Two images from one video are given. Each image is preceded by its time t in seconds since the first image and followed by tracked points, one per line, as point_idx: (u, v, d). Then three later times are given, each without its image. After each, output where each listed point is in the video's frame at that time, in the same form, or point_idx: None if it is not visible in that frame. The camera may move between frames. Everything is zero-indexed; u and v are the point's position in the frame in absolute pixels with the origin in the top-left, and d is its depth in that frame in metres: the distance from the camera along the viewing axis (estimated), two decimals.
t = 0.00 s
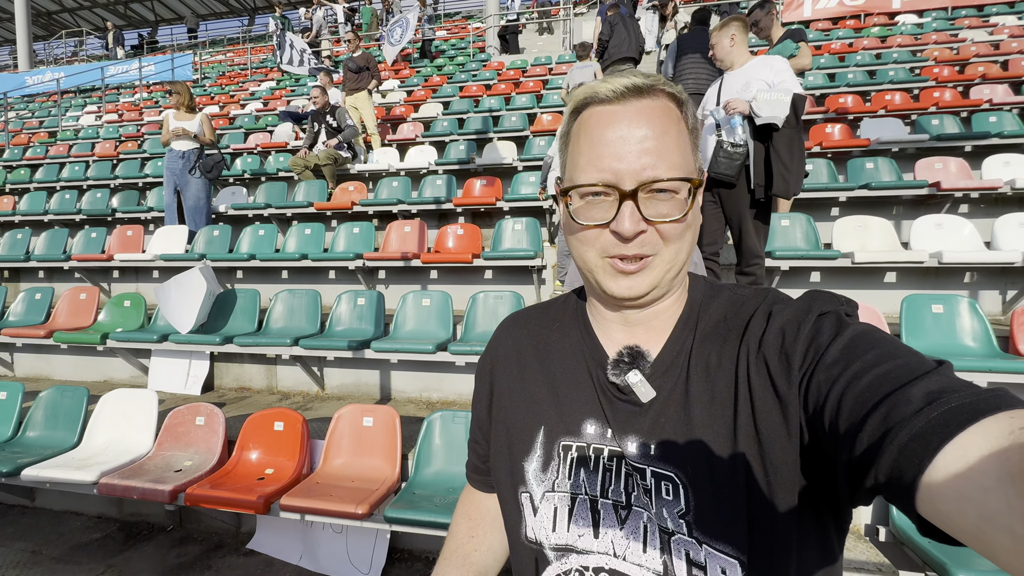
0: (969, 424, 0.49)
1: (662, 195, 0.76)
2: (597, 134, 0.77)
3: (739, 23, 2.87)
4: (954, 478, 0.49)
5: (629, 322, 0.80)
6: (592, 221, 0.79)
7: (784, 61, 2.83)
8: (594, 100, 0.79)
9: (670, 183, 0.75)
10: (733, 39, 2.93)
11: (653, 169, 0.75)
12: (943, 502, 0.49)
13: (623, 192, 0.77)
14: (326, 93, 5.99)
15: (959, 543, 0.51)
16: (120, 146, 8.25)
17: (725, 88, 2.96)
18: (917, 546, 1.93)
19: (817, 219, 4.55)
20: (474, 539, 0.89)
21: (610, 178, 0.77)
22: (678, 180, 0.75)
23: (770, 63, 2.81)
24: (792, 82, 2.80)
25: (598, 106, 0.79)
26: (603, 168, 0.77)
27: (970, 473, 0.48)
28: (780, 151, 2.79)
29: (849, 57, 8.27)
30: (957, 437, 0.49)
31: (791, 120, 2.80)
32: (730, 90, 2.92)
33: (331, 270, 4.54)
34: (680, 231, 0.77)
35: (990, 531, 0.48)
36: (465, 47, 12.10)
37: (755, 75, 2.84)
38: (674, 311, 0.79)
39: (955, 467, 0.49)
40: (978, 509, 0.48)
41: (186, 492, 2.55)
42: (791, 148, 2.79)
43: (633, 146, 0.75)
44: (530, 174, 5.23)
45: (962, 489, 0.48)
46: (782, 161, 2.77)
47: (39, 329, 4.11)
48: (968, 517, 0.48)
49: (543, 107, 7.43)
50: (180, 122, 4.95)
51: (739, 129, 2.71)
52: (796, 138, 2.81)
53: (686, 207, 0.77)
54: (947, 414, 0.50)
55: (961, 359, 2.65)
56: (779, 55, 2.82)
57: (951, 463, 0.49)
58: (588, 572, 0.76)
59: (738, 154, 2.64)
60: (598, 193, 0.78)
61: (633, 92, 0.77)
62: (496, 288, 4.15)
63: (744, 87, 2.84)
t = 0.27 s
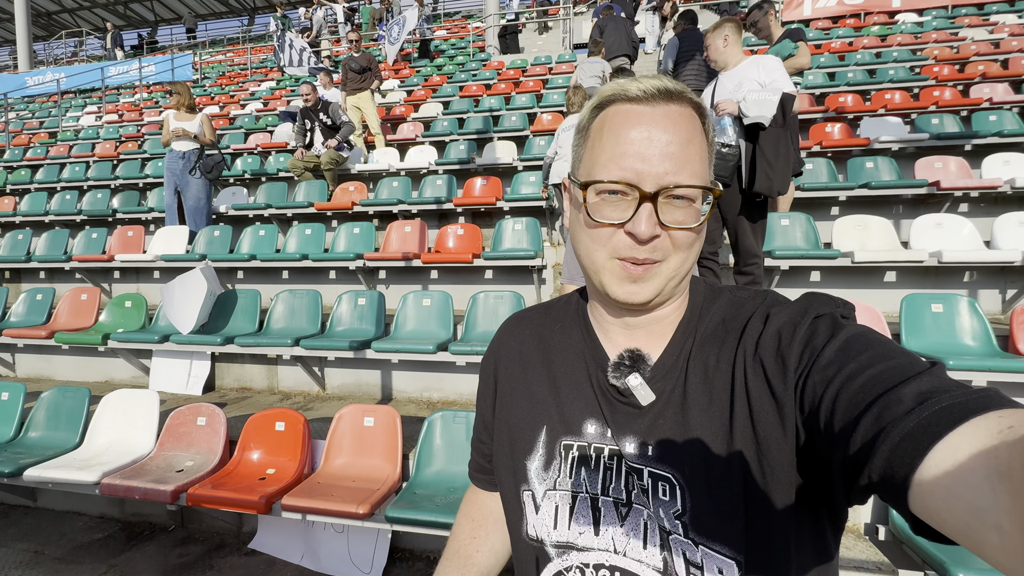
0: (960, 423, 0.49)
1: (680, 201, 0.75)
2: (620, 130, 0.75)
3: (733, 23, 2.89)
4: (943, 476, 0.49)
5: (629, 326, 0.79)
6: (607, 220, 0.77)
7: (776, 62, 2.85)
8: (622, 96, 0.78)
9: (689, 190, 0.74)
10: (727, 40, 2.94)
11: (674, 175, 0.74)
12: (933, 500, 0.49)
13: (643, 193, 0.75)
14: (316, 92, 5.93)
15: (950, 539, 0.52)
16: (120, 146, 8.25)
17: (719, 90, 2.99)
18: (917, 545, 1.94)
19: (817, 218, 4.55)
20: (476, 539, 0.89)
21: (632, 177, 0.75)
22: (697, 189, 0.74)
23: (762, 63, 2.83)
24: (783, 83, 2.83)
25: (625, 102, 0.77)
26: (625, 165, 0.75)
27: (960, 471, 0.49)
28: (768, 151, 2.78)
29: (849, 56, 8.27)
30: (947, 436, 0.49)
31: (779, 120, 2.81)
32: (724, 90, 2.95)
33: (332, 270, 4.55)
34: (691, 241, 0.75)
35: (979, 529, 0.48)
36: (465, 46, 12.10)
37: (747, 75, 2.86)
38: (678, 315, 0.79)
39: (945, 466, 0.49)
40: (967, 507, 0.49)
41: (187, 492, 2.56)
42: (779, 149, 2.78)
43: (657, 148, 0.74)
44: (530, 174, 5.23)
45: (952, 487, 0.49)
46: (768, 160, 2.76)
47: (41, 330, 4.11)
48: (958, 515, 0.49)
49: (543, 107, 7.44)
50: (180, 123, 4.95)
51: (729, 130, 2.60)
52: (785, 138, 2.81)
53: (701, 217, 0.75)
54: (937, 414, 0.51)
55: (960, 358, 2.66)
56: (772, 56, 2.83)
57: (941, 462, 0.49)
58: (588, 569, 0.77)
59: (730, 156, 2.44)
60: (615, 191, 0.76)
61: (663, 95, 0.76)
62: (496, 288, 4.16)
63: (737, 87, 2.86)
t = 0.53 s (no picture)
0: (980, 426, 0.48)
1: (690, 199, 0.72)
2: (624, 129, 0.73)
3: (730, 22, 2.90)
4: (962, 479, 0.48)
5: (641, 331, 0.77)
6: (613, 222, 0.74)
7: (773, 59, 2.87)
8: (623, 92, 0.75)
9: (699, 187, 0.71)
10: (728, 38, 2.94)
11: (684, 171, 0.71)
12: (955, 505, 0.48)
13: (651, 192, 0.72)
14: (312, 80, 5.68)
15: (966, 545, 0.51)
16: (122, 146, 8.26)
17: (715, 88, 3.01)
18: (922, 546, 1.93)
19: (820, 216, 4.53)
20: (474, 543, 0.88)
21: (639, 176, 0.72)
22: (708, 185, 0.71)
23: (758, 60, 2.85)
24: (779, 80, 2.86)
25: (627, 99, 0.75)
26: (631, 164, 0.72)
27: (980, 473, 0.48)
28: (763, 148, 2.77)
29: (852, 54, 8.23)
30: (967, 439, 0.48)
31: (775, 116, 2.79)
32: (719, 89, 2.98)
33: (333, 270, 4.54)
34: (704, 240, 0.72)
35: (1002, 534, 0.47)
36: (466, 45, 12.06)
37: (742, 73, 2.89)
38: (687, 319, 0.76)
39: (963, 468, 0.48)
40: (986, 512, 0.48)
41: (188, 492, 2.55)
42: (775, 146, 2.77)
43: (663, 145, 0.71)
44: (530, 173, 5.21)
45: (970, 490, 0.48)
46: (764, 157, 2.74)
47: (42, 330, 4.11)
48: (978, 519, 0.48)
49: (544, 106, 7.42)
50: (181, 122, 4.94)
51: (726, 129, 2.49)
52: (780, 135, 2.79)
53: (714, 214, 0.72)
54: (955, 417, 0.49)
55: (965, 357, 2.63)
56: (768, 53, 2.85)
57: (960, 465, 0.48)
58: None
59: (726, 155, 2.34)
60: (622, 191, 0.73)
61: (666, 89, 0.74)
62: (498, 287, 4.14)
63: (733, 85, 2.90)
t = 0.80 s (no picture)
0: (968, 419, 0.49)
1: (693, 194, 0.71)
2: (626, 127, 0.72)
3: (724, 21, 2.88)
4: (951, 472, 0.48)
5: (641, 329, 0.76)
6: (618, 220, 0.73)
7: (768, 57, 2.85)
8: (623, 91, 0.74)
9: (703, 182, 0.71)
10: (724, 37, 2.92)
11: (687, 167, 0.70)
12: (943, 497, 0.48)
13: (656, 188, 0.71)
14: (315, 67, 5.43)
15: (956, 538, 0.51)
16: (124, 146, 8.28)
17: (710, 86, 2.98)
18: (925, 546, 1.91)
19: (822, 214, 4.51)
20: (472, 541, 0.88)
21: (643, 173, 0.71)
22: (710, 179, 0.70)
23: (755, 58, 2.83)
24: (775, 78, 2.84)
25: (627, 97, 0.74)
26: (634, 161, 0.72)
27: (966, 467, 0.48)
28: (763, 145, 2.78)
29: (856, 51, 8.18)
30: (956, 432, 0.49)
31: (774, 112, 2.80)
32: (714, 87, 2.95)
33: (334, 269, 4.55)
34: (708, 235, 0.72)
35: (987, 526, 0.48)
36: (467, 44, 12.04)
37: (738, 71, 2.86)
38: (688, 316, 0.76)
39: (952, 462, 0.48)
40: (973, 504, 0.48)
41: (190, 491, 2.56)
42: (773, 142, 2.79)
43: (665, 141, 0.71)
44: (532, 171, 5.20)
45: (959, 483, 0.48)
46: (763, 154, 2.77)
47: (46, 329, 4.13)
48: (967, 512, 0.48)
49: (546, 104, 7.41)
50: (182, 123, 4.96)
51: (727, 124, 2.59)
52: (778, 132, 2.81)
53: (716, 209, 0.72)
54: (943, 411, 0.50)
55: (968, 355, 2.61)
56: (763, 51, 2.83)
57: (948, 458, 0.49)
58: (584, 568, 0.74)
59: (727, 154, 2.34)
60: (626, 188, 0.72)
61: (666, 86, 0.73)
62: (499, 286, 4.14)
63: (728, 83, 2.87)
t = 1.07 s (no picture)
0: (959, 418, 0.49)
1: (699, 200, 0.70)
2: (637, 129, 0.71)
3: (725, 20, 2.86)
4: (941, 471, 0.48)
5: (641, 328, 0.76)
6: (625, 219, 0.72)
7: (769, 56, 2.82)
8: (636, 95, 0.73)
9: (709, 188, 0.70)
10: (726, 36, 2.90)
11: (696, 172, 0.70)
12: (931, 497, 0.48)
13: (665, 191, 0.70)
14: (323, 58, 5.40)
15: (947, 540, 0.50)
16: (129, 146, 8.33)
17: (711, 87, 2.96)
18: (931, 549, 1.87)
19: (828, 213, 4.48)
20: (472, 548, 0.87)
21: (653, 176, 0.70)
22: (717, 186, 0.70)
23: (755, 58, 2.80)
24: (775, 77, 2.78)
25: (640, 102, 0.73)
26: (644, 164, 0.71)
27: (956, 468, 0.48)
28: (766, 143, 2.78)
29: (861, 47, 8.11)
30: (946, 432, 0.49)
31: (777, 110, 2.79)
32: (715, 88, 2.94)
33: (338, 269, 4.55)
34: (713, 239, 0.71)
35: (973, 525, 0.48)
36: (470, 43, 12.02)
37: (739, 71, 2.83)
38: (688, 316, 0.75)
39: (942, 462, 0.49)
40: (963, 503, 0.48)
41: (194, 492, 2.57)
42: (776, 140, 2.79)
43: (675, 146, 0.70)
44: (535, 171, 5.19)
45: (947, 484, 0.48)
46: (767, 152, 2.76)
47: (52, 329, 4.16)
48: (952, 512, 0.48)
49: (549, 103, 7.39)
50: (187, 124, 4.98)
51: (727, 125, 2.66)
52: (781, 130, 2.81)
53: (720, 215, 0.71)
54: (933, 412, 0.50)
55: (976, 356, 2.59)
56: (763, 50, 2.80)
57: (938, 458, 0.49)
58: (578, 568, 0.73)
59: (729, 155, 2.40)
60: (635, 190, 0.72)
61: (678, 93, 0.72)
62: (502, 286, 4.13)
63: (729, 83, 2.84)
